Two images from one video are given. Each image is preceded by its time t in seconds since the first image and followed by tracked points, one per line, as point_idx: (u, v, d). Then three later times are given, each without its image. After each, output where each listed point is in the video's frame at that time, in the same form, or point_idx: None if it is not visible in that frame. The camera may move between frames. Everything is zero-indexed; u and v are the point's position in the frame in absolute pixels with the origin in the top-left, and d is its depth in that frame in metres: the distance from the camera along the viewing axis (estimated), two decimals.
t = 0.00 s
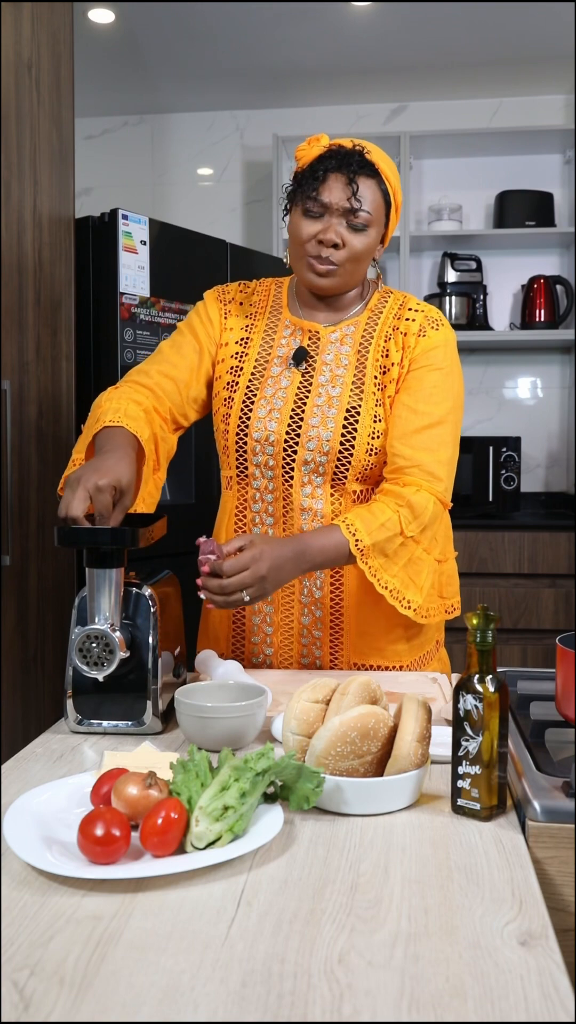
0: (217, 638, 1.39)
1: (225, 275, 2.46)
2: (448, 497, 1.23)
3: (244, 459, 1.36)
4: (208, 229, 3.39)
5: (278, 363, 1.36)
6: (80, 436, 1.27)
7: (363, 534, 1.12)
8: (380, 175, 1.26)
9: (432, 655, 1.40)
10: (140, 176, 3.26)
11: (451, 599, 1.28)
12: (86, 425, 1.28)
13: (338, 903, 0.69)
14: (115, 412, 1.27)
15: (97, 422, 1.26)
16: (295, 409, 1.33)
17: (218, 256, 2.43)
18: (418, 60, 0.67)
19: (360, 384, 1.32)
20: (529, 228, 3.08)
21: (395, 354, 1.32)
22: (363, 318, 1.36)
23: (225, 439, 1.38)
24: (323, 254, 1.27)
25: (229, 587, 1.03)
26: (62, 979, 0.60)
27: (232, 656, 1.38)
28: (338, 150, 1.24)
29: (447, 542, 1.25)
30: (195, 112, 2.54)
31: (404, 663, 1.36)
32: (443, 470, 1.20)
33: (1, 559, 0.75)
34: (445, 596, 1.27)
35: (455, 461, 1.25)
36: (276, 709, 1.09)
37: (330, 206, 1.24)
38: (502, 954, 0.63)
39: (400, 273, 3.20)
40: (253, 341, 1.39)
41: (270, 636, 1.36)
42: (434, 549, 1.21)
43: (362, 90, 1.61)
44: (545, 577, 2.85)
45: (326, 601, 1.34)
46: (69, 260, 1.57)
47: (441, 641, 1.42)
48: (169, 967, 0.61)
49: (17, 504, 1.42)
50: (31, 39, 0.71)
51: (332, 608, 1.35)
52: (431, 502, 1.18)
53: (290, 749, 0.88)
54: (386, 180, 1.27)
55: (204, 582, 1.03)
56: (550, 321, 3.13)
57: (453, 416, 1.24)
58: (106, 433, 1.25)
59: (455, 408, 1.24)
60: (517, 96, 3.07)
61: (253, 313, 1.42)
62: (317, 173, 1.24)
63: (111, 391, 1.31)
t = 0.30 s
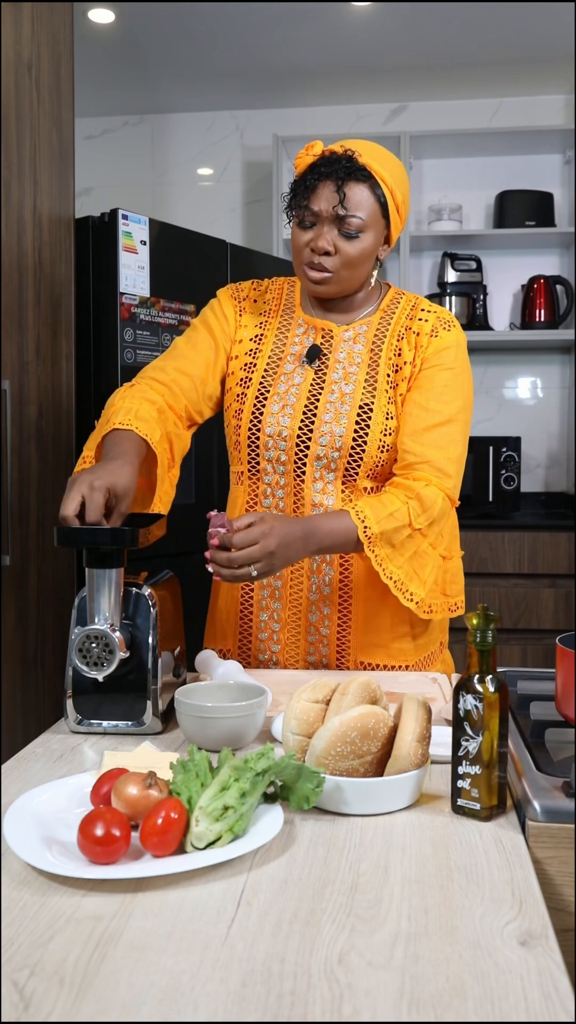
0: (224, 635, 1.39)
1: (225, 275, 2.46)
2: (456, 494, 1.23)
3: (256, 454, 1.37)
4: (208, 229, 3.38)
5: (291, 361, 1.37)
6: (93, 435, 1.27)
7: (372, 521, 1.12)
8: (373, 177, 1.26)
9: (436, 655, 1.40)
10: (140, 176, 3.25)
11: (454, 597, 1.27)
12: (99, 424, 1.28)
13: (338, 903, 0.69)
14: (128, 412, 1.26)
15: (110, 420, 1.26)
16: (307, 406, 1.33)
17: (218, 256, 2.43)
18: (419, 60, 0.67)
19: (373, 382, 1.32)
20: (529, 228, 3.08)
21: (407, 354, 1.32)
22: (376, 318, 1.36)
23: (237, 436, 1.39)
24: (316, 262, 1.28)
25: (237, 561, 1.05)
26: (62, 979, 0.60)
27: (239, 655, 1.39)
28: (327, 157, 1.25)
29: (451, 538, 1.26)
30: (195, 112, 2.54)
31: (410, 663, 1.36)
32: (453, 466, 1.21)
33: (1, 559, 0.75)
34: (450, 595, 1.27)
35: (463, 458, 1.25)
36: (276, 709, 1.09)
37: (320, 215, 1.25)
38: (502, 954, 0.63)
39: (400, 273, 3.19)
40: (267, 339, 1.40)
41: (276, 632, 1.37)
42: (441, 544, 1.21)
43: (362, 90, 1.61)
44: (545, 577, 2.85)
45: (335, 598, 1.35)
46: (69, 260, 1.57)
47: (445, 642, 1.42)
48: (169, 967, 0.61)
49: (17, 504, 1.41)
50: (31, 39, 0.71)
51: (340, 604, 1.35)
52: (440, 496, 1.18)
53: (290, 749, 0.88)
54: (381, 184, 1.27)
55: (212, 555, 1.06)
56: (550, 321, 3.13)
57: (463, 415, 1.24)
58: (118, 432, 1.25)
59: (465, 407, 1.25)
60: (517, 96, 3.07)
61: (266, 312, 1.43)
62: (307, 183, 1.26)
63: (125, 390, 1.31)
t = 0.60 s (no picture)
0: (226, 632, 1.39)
1: (225, 275, 2.46)
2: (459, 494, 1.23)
3: (258, 453, 1.37)
4: (209, 229, 3.39)
5: (295, 361, 1.37)
6: (87, 414, 1.27)
7: (371, 515, 1.12)
8: (388, 172, 1.27)
9: (438, 657, 1.40)
10: (140, 175, 3.25)
11: (456, 598, 1.27)
12: (95, 404, 1.28)
13: (338, 903, 0.69)
14: (126, 393, 1.26)
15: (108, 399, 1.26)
16: (309, 405, 1.33)
17: (218, 256, 2.43)
18: (421, 60, 0.67)
19: (375, 382, 1.32)
20: (529, 228, 3.08)
21: (410, 354, 1.31)
22: (379, 318, 1.36)
23: (239, 434, 1.39)
24: (339, 252, 1.28)
25: (236, 550, 1.06)
26: (62, 979, 0.60)
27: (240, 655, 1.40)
28: (343, 151, 1.26)
29: (454, 540, 1.26)
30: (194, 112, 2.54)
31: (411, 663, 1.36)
32: (455, 466, 1.21)
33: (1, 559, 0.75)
34: (452, 596, 1.27)
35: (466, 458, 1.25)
36: (276, 709, 1.09)
37: (342, 205, 1.26)
38: (502, 954, 0.63)
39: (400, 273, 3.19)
40: (271, 337, 1.40)
41: (277, 631, 1.37)
42: (441, 543, 1.21)
43: (362, 90, 1.61)
44: (545, 577, 2.85)
45: (336, 598, 1.35)
46: (69, 260, 1.57)
47: (447, 644, 1.42)
48: (169, 967, 0.61)
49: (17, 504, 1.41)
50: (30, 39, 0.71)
51: (341, 604, 1.35)
52: (441, 495, 1.18)
53: (290, 749, 0.88)
54: (396, 179, 1.28)
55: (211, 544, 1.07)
56: (550, 321, 3.13)
57: (466, 415, 1.24)
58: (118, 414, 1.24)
59: (468, 407, 1.24)
60: (517, 96, 3.08)
61: (272, 312, 1.43)
62: (327, 174, 1.26)
63: (123, 371, 1.31)
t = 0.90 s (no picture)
0: (225, 633, 1.40)
1: (225, 275, 2.46)
2: (453, 489, 1.22)
3: (254, 454, 1.37)
4: (208, 229, 3.39)
5: (290, 362, 1.37)
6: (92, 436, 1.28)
7: (363, 509, 1.12)
8: (388, 177, 1.26)
9: (438, 656, 1.40)
10: (140, 175, 3.25)
11: (452, 592, 1.28)
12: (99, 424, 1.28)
13: (338, 903, 0.69)
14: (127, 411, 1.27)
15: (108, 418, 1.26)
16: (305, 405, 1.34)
17: (218, 257, 2.43)
18: (424, 60, 0.67)
19: (368, 382, 1.32)
20: (529, 228, 3.08)
21: (402, 350, 1.32)
22: (373, 316, 1.36)
23: (236, 436, 1.40)
24: (333, 255, 1.28)
25: (226, 538, 1.07)
26: (62, 979, 0.60)
27: (238, 657, 1.40)
28: (347, 153, 1.26)
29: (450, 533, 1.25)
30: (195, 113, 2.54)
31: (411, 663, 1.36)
32: (448, 462, 1.20)
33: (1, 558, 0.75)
34: (447, 590, 1.28)
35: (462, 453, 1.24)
36: (276, 709, 1.09)
37: (339, 209, 1.26)
38: (502, 954, 0.63)
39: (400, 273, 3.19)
40: (267, 338, 1.40)
41: (275, 632, 1.37)
42: (435, 538, 1.21)
43: (362, 90, 1.61)
44: (545, 577, 2.85)
45: (333, 598, 1.35)
46: (69, 260, 1.57)
47: (448, 643, 1.41)
48: (170, 967, 0.61)
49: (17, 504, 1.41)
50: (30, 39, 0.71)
51: (338, 606, 1.35)
52: (433, 490, 1.17)
53: (290, 749, 0.88)
54: (393, 184, 1.27)
55: (200, 530, 1.08)
56: (550, 321, 3.13)
57: (459, 408, 1.23)
58: (116, 432, 1.25)
59: (462, 400, 1.24)
60: (517, 96, 3.08)
61: (268, 312, 1.43)
62: (325, 175, 1.26)
63: (125, 390, 1.31)
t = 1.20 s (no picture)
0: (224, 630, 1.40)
1: (225, 275, 2.46)
2: (450, 489, 1.22)
3: (254, 449, 1.37)
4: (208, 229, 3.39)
5: (292, 359, 1.37)
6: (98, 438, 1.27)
7: (357, 503, 1.13)
8: (372, 175, 1.26)
9: (437, 656, 1.40)
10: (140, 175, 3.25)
11: (444, 592, 1.29)
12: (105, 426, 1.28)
13: (338, 903, 0.69)
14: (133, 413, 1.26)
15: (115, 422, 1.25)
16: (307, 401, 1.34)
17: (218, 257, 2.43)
18: (426, 60, 0.67)
19: (372, 380, 1.32)
20: (529, 228, 3.08)
21: (405, 348, 1.31)
22: (377, 318, 1.36)
23: (236, 432, 1.40)
24: (321, 264, 1.29)
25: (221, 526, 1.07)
26: (61, 979, 0.60)
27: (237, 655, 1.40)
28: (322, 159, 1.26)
29: (446, 535, 1.25)
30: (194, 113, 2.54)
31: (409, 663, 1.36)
32: (445, 461, 1.20)
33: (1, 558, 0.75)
34: (439, 589, 1.28)
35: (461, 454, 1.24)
36: (276, 709, 1.09)
37: (321, 217, 1.26)
38: (502, 954, 0.63)
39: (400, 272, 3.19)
40: (269, 335, 1.41)
41: (275, 628, 1.37)
42: (430, 536, 1.20)
43: (363, 90, 1.61)
44: (545, 577, 2.85)
45: (333, 595, 1.35)
46: (69, 260, 1.57)
47: (446, 644, 1.42)
48: (169, 967, 0.61)
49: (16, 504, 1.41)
50: (30, 39, 0.71)
51: (338, 604, 1.35)
52: (429, 488, 1.17)
53: (290, 749, 0.88)
54: (380, 181, 1.27)
55: (194, 519, 1.08)
56: (550, 321, 3.13)
57: (459, 409, 1.23)
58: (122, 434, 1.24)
59: (462, 401, 1.24)
60: (517, 96, 3.07)
61: (271, 308, 1.43)
62: (306, 185, 1.26)
63: (130, 391, 1.31)
